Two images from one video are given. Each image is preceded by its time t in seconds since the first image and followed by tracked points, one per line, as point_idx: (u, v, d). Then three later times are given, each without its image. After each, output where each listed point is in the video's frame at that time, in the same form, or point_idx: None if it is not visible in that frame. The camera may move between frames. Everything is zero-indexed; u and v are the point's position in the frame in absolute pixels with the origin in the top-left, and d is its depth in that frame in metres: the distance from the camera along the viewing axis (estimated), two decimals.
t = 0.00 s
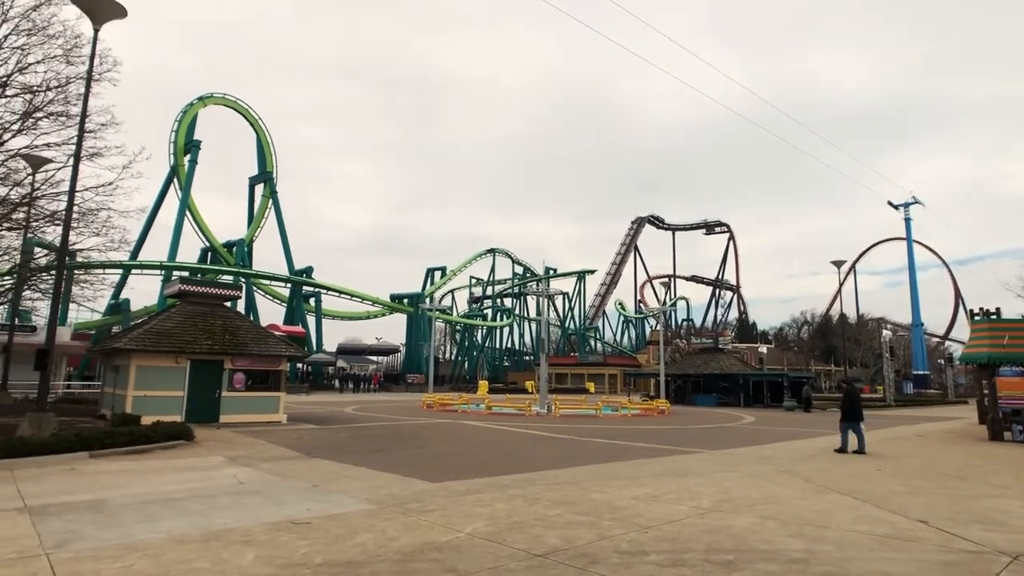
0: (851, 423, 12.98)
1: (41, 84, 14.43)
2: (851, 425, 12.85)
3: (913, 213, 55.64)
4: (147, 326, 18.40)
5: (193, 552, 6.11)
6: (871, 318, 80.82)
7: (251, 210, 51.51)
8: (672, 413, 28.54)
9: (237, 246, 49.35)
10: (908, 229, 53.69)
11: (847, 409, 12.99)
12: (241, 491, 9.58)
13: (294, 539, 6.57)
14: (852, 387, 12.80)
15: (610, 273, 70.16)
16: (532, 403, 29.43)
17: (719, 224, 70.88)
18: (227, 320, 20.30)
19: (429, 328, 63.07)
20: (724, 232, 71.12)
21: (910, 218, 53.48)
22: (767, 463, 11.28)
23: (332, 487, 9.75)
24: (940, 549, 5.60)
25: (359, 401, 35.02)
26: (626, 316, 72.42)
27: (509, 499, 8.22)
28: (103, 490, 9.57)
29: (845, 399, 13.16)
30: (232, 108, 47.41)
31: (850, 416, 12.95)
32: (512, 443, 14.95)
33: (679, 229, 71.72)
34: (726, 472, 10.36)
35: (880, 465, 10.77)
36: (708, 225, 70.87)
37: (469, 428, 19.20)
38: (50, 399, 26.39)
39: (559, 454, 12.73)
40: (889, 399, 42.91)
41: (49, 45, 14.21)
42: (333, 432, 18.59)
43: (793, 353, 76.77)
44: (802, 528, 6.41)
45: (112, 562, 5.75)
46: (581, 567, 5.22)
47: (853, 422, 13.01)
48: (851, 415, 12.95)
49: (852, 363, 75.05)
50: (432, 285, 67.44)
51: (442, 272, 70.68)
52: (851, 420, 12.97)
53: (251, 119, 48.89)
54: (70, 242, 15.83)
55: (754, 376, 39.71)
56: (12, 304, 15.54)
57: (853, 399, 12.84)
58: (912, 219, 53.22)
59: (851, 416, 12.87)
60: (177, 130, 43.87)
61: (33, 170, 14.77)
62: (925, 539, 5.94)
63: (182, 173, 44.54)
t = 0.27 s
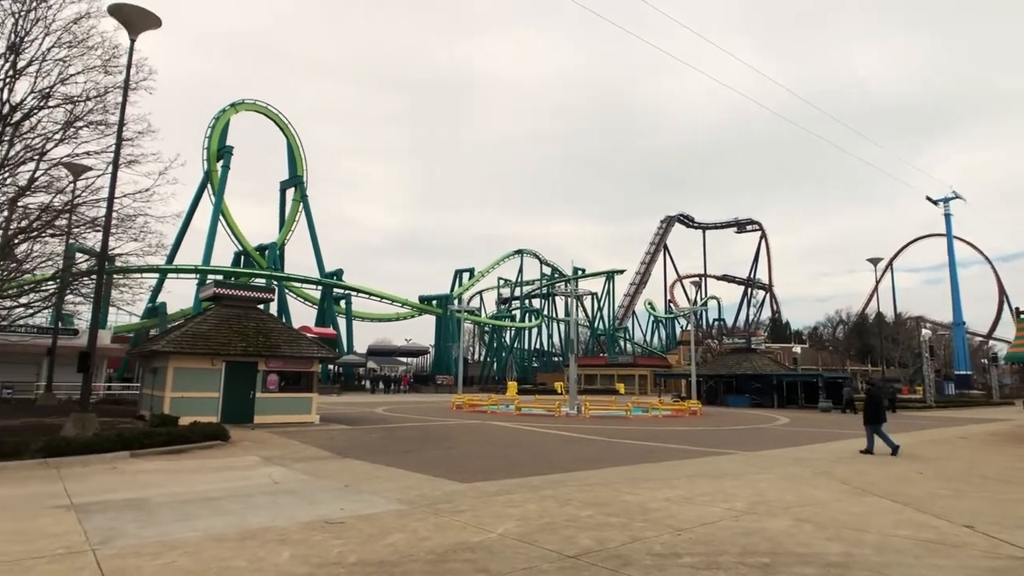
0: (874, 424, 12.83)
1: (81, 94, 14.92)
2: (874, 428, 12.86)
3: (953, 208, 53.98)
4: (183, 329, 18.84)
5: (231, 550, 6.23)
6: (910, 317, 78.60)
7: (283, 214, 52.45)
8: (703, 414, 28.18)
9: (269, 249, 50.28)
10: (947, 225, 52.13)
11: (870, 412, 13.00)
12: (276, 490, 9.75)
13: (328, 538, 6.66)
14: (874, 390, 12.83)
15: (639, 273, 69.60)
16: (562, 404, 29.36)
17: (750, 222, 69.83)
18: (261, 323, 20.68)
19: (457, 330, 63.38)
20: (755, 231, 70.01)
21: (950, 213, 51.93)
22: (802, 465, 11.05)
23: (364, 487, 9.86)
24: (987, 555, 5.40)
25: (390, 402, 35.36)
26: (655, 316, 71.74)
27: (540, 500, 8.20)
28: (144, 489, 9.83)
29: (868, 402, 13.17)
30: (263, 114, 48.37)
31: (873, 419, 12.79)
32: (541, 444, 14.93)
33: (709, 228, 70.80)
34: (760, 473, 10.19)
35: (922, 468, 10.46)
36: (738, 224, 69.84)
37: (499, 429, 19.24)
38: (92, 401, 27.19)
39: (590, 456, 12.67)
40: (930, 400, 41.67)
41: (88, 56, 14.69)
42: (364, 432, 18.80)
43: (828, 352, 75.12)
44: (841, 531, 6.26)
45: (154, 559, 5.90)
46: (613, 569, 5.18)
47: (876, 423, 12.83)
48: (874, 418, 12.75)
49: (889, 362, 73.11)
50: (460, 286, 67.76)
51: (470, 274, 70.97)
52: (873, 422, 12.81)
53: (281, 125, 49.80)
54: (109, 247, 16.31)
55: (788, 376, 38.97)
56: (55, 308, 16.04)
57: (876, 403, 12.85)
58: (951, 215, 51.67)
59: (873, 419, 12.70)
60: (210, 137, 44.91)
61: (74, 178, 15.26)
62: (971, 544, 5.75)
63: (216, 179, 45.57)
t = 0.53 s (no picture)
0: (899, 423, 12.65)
1: (119, 103, 15.38)
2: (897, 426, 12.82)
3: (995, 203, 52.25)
4: (218, 330, 19.25)
5: (267, 547, 6.36)
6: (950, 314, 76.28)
7: (312, 217, 53.23)
8: (735, 414, 27.80)
9: (299, 251, 51.10)
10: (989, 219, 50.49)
11: (895, 409, 12.74)
12: (310, 488, 9.92)
13: (361, 536, 6.75)
14: (901, 389, 12.85)
15: (668, 271, 68.91)
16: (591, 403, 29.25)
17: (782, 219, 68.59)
18: (293, 324, 21.02)
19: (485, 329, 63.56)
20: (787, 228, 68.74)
21: (991, 208, 50.28)
22: (838, 467, 10.83)
23: (395, 486, 9.97)
24: None
25: (419, 401, 35.64)
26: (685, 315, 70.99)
27: (570, 500, 8.19)
28: (182, 486, 10.09)
29: (886, 401, 13.35)
30: (293, 118, 49.12)
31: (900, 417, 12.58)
32: (571, 444, 14.90)
33: (739, 225, 69.70)
34: (793, 474, 10.02)
35: (964, 470, 10.17)
36: (769, 221, 68.65)
37: (529, 429, 19.25)
38: (131, 399, 27.96)
39: (619, 456, 12.61)
40: (972, 400, 40.39)
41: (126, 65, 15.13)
42: (394, 431, 18.99)
43: (863, 351, 73.39)
44: (880, 535, 6.12)
45: (194, 554, 6.06)
46: (646, 570, 5.16)
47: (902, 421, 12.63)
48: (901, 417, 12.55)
49: (928, 361, 71.09)
50: (487, 286, 67.93)
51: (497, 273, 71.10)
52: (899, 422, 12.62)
53: (310, 128, 50.55)
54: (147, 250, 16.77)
55: (823, 376, 38.17)
56: (96, 310, 16.53)
57: (901, 401, 12.58)
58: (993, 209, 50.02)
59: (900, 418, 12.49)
60: (242, 141, 45.81)
61: (113, 184, 15.73)
62: (1018, 550, 5.57)
63: (247, 182, 46.44)
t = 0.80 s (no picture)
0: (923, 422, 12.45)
1: (156, 109, 15.80)
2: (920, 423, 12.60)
3: None
4: (252, 329, 19.63)
5: (303, 543, 6.48)
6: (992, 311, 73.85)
7: (342, 217, 53.91)
8: (767, 414, 27.36)
9: (329, 251, 51.83)
10: None
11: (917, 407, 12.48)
12: (343, 485, 10.08)
13: (394, 533, 6.84)
14: (923, 385, 12.48)
15: (697, 269, 68.09)
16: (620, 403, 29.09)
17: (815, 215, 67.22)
18: (323, 323, 21.32)
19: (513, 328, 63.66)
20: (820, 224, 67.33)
21: None
22: (876, 468, 10.58)
23: (426, 484, 10.06)
24: None
25: (448, 400, 35.86)
26: (715, 313, 70.07)
27: (600, 499, 8.17)
28: (219, 482, 10.33)
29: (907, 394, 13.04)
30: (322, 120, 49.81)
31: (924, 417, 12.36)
32: (600, 443, 14.84)
33: (770, 221, 68.53)
34: (829, 475, 9.83)
35: (1008, 473, 9.85)
36: (801, 217, 67.36)
37: (558, 428, 19.22)
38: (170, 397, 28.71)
39: (649, 455, 12.52)
40: (1016, 400, 39.07)
41: (162, 72, 15.54)
42: (424, 430, 19.15)
43: (900, 350, 71.51)
44: (921, 539, 5.98)
45: (233, 549, 6.21)
46: (679, 570, 5.12)
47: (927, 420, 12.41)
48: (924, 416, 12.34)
49: (969, 360, 68.97)
50: (515, 285, 68.00)
51: (524, 272, 71.10)
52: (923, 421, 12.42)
53: (339, 130, 51.19)
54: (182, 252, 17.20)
55: (859, 375, 37.30)
56: (134, 311, 17.01)
57: (923, 399, 12.33)
58: None
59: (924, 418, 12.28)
60: (273, 144, 46.65)
61: (150, 188, 16.18)
62: None
63: (278, 185, 47.26)
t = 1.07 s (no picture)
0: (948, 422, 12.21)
1: (189, 114, 16.18)
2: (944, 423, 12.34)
3: None
4: (283, 330, 19.95)
5: (335, 541, 6.57)
6: None
7: (369, 219, 54.49)
8: (799, 414, 26.87)
9: (357, 253, 52.45)
10: None
11: (941, 408, 12.21)
12: (373, 484, 10.20)
13: (425, 532, 6.89)
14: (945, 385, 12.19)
15: (726, 267, 67.19)
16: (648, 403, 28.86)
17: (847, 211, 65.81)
18: (352, 324, 21.56)
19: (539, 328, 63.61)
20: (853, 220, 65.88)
21: None
22: (914, 471, 10.32)
23: (455, 483, 10.11)
24: None
25: (475, 400, 35.99)
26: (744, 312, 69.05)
27: (630, 500, 8.11)
28: (253, 480, 10.53)
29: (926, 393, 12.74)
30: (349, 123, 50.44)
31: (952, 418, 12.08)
32: (628, 444, 14.74)
33: (801, 218, 67.32)
34: (865, 478, 9.61)
35: None
36: (833, 213, 66.03)
37: (586, 428, 19.14)
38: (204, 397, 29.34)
39: (679, 456, 12.38)
40: None
41: (195, 78, 15.90)
42: (452, 430, 19.25)
43: (938, 348, 69.56)
44: (962, 543, 5.81)
45: (268, 546, 6.32)
46: (712, 572, 5.07)
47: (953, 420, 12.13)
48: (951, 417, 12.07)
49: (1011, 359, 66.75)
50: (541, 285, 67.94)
51: (550, 272, 71.01)
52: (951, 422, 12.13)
53: (366, 132, 51.80)
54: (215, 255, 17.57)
55: (895, 375, 36.37)
56: (169, 312, 17.41)
57: (948, 400, 12.06)
58: None
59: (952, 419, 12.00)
60: (302, 147, 47.40)
61: (184, 192, 16.56)
62: None
63: (307, 187, 47.96)
